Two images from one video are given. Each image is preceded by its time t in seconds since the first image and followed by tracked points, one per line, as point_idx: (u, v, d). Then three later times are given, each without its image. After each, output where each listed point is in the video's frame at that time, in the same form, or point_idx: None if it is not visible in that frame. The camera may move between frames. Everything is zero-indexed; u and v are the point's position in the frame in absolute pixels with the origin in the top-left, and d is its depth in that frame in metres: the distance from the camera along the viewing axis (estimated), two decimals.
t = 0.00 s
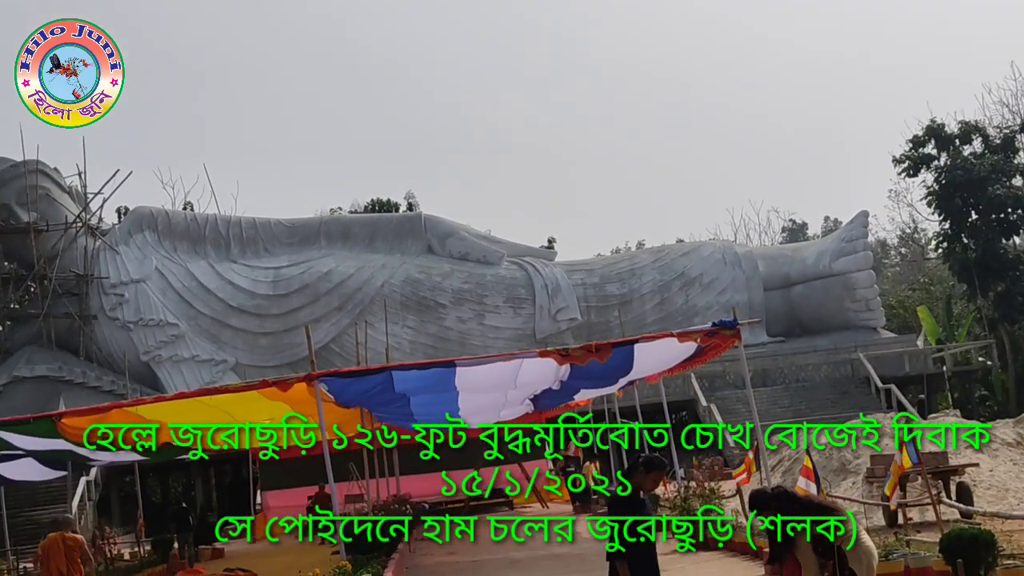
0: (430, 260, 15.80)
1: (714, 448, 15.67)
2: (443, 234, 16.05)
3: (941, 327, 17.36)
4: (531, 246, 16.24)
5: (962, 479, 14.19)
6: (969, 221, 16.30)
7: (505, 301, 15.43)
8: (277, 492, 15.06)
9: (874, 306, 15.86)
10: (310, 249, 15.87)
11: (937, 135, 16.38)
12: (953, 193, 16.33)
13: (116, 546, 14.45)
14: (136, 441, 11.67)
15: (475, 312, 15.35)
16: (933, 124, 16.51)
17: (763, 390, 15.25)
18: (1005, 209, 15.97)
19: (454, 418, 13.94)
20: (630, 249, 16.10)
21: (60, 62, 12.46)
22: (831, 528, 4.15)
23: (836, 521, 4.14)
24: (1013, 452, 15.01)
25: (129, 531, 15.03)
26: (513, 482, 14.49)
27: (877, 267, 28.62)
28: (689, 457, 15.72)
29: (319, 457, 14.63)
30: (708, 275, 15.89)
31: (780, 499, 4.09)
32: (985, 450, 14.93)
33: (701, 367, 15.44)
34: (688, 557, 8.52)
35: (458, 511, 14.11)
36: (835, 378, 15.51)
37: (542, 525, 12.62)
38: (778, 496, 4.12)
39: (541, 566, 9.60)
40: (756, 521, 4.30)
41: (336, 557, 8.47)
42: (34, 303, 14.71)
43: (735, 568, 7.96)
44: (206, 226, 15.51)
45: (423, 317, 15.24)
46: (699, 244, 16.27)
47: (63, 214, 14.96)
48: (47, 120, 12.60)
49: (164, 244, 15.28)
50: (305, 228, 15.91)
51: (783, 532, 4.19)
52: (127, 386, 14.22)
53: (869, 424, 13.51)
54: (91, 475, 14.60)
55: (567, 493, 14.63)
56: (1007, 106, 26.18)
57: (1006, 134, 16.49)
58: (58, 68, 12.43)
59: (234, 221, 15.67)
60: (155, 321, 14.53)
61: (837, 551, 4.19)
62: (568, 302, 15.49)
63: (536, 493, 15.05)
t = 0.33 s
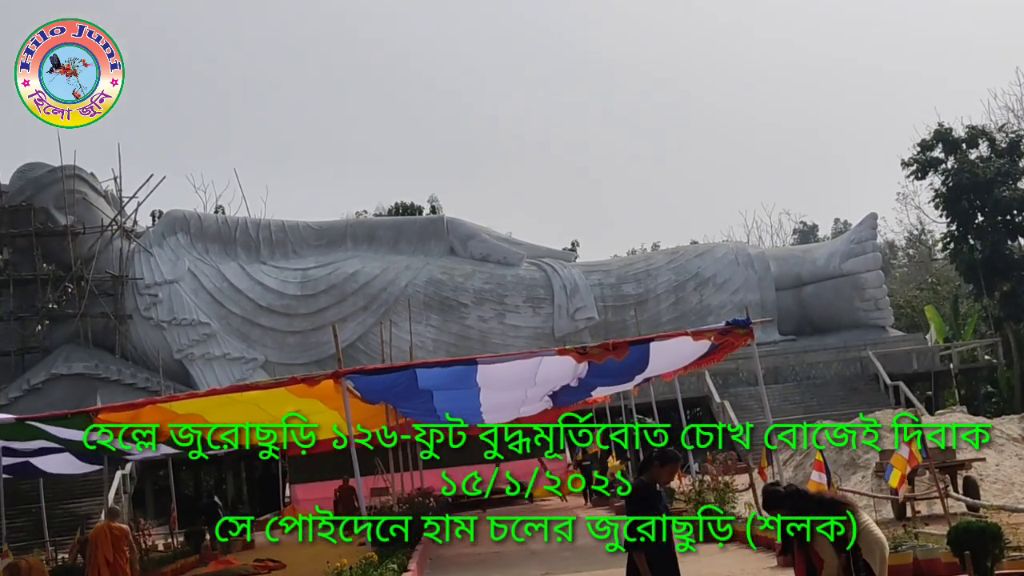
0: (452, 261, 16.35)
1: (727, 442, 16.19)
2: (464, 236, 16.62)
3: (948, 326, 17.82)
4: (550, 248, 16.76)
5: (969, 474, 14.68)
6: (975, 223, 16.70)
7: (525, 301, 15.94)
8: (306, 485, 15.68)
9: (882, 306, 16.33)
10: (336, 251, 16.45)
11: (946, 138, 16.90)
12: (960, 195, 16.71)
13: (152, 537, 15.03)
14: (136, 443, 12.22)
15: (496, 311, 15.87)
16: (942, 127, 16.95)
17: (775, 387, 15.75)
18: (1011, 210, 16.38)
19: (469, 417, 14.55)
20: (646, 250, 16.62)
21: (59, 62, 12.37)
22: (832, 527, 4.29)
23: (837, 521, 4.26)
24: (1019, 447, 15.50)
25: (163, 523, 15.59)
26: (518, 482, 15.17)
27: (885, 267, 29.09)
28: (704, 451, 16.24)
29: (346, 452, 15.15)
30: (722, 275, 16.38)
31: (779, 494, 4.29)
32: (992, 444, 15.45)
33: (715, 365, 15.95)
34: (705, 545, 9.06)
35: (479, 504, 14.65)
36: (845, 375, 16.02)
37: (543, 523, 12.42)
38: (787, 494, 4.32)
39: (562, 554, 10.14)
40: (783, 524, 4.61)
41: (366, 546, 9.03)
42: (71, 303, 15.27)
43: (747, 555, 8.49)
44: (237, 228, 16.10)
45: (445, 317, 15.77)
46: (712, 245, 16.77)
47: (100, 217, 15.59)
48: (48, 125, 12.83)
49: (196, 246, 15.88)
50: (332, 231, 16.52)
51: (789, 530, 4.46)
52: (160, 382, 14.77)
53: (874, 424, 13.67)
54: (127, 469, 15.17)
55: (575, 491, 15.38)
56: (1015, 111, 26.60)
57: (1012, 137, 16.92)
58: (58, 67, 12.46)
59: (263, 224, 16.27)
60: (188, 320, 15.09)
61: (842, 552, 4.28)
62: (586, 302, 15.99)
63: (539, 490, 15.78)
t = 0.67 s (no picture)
0: (476, 262, 16.99)
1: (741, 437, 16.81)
2: (487, 238, 17.26)
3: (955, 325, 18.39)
4: (570, 249, 17.38)
5: (975, 467, 15.25)
6: (981, 225, 17.26)
7: (546, 301, 16.56)
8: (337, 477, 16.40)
9: (891, 305, 16.93)
10: (364, 253, 17.13)
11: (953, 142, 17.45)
12: (967, 198, 17.25)
13: (189, 528, 15.71)
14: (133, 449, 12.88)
15: (518, 311, 16.50)
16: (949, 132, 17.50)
17: (787, 383, 16.35)
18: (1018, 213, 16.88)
19: (475, 418, 15.26)
20: (663, 251, 17.23)
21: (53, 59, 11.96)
22: (831, 527, 4.40)
23: (837, 521, 4.37)
24: None
25: (199, 514, 16.25)
26: (520, 482, 15.88)
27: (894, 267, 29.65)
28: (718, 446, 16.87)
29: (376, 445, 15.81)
30: (736, 276, 16.98)
31: (796, 486, 4.30)
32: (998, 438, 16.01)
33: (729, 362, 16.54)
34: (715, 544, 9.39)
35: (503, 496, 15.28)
36: (855, 372, 16.60)
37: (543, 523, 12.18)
38: (803, 485, 4.36)
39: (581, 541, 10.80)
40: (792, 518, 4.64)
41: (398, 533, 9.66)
42: (111, 303, 15.91)
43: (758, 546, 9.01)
44: (270, 231, 16.80)
45: (469, 316, 16.42)
46: (727, 246, 17.36)
47: (138, 220, 16.16)
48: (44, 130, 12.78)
49: (231, 248, 16.56)
50: (360, 233, 17.17)
51: (793, 530, 4.71)
52: (198, 379, 15.41)
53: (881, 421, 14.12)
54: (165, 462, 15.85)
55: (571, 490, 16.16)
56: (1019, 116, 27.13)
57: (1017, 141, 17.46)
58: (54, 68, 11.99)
59: (295, 227, 16.98)
60: (223, 320, 15.77)
61: (841, 550, 4.42)
62: (604, 302, 16.62)
63: (533, 489, 16.53)
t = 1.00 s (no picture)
0: (494, 261, 17.66)
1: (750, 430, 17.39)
2: (505, 238, 17.93)
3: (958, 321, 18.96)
4: (585, 249, 18.02)
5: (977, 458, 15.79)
6: (982, 225, 17.84)
7: (561, 299, 17.19)
8: (360, 468, 17.07)
9: (896, 302, 17.52)
10: (386, 253, 17.82)
11: (955, 145, 18.03)
12: (969, 199, 17.83)
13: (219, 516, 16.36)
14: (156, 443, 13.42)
15: (534, 308, 17.13)
16: (950, 135, 18.08)
17: (794, 378, 16.94)
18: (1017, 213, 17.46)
19: (490, 412, 15.96)
20: (674, 250, 17.85)
21: (58, 63, 11.91)
22: (830, 528, 3.85)
23: (836, 521, 3.82)
24: None
25: (229, 503, 16.90)
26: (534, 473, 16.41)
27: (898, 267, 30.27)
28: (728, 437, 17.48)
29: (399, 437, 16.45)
30: (745, 274, 17.59)
31: (805, 469, 3.83)
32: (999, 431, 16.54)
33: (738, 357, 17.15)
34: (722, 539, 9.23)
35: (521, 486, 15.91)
36: (860, 366, 17.17)
37: (542, 526, 11.61)
38: (814, 467, 3.89)
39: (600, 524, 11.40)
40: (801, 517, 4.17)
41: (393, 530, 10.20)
42: (144, 301, 16.56)
43: (765, 535, 9.44)
44: (296, 232, 17.51)
45: (487, 313, 17.05)
46: (736, 246, 18.00)
47: (170, 222, 16.85)
48: (38, 121, 12.14)
49: (258, 247, 17.26)
50: (383, 233, 17.87)
51: (801, 505, 4.14)
52: (227, 374, 16.07)
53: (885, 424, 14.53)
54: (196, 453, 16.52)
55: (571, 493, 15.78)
56: (1021, 119, 27.66)
57: (1017, 144, 18.04)
58: (55, 68, 11.95)
59: (320, 228, 17.69)
60: (251, 316, 16.44)
61: (844, 555, 3.85)
62: (617, 299, 17.24)
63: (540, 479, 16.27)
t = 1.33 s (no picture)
0: (510, 258, 18.38)
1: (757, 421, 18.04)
2: (521, 236, 18.65)
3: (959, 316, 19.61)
4: (598, 246, 18.72)
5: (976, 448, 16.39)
6: (981, 223, 18.48)
7: (575, 295, 17.88)
8: (382, 458, 17.76)
9: (898, 298, 18.17)
10: (407, 250, 18.55)
11: (954, 146, 18.67)
12: (968, 198, 18.47)
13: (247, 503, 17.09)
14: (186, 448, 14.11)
15: (549, 303, 17.81)
16: (950, 136, 18.72)
17: (799, 370, 17.59)
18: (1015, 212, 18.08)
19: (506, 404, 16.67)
20: (683, 248, 18.54)
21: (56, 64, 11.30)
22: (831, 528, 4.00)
23: (836, 521, 3.95)
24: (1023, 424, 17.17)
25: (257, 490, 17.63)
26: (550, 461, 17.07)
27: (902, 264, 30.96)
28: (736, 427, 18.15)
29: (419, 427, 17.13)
30: (751, 271, 18.27)
31: (816, 457, 3.95)
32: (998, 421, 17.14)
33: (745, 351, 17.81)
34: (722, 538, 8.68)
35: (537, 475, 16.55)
36: (863, 359, 17.81)
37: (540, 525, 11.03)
38: (823, 457, 4.00)
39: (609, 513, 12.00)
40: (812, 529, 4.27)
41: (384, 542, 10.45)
42: (176, 297, 17.33)
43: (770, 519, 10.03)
44: (320, 231, 18.26)
45: (504, 308, 17.75)
46: (743, 244, 18.69)
47: (199, 221, 17.49)
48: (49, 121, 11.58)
49: (284, 246, 18.02)
50: (403, 232, 18.62)
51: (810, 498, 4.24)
52: (255, 366, 16.78)
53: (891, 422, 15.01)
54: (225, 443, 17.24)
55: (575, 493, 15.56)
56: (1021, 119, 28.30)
57: (1016, 144, 18.67)
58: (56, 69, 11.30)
59: (343, 227, 18.43)
60: (278, 311, 17.16)
61: (842, 551, 3.98)
62: (629, 294, 17.91)
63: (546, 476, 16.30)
